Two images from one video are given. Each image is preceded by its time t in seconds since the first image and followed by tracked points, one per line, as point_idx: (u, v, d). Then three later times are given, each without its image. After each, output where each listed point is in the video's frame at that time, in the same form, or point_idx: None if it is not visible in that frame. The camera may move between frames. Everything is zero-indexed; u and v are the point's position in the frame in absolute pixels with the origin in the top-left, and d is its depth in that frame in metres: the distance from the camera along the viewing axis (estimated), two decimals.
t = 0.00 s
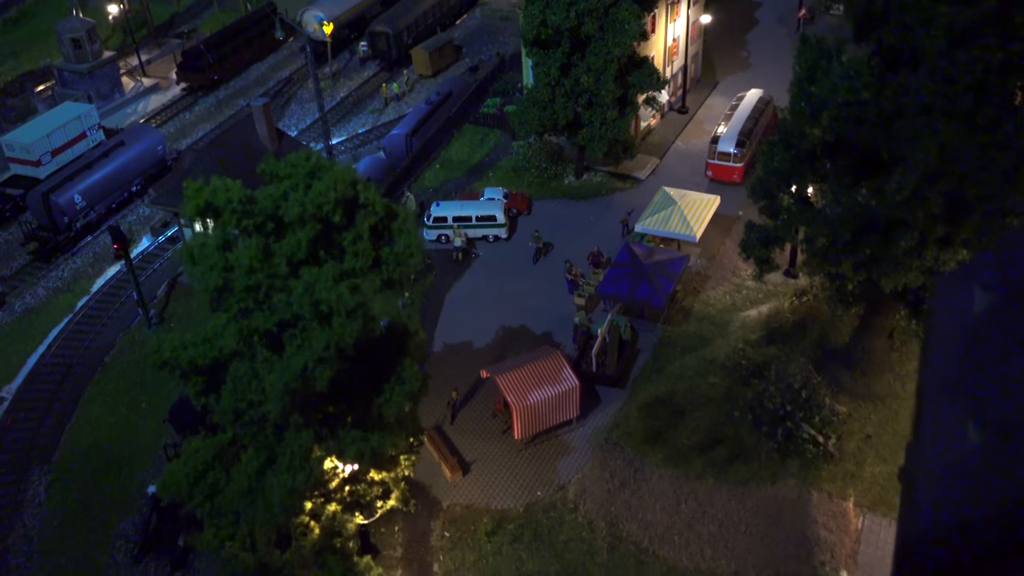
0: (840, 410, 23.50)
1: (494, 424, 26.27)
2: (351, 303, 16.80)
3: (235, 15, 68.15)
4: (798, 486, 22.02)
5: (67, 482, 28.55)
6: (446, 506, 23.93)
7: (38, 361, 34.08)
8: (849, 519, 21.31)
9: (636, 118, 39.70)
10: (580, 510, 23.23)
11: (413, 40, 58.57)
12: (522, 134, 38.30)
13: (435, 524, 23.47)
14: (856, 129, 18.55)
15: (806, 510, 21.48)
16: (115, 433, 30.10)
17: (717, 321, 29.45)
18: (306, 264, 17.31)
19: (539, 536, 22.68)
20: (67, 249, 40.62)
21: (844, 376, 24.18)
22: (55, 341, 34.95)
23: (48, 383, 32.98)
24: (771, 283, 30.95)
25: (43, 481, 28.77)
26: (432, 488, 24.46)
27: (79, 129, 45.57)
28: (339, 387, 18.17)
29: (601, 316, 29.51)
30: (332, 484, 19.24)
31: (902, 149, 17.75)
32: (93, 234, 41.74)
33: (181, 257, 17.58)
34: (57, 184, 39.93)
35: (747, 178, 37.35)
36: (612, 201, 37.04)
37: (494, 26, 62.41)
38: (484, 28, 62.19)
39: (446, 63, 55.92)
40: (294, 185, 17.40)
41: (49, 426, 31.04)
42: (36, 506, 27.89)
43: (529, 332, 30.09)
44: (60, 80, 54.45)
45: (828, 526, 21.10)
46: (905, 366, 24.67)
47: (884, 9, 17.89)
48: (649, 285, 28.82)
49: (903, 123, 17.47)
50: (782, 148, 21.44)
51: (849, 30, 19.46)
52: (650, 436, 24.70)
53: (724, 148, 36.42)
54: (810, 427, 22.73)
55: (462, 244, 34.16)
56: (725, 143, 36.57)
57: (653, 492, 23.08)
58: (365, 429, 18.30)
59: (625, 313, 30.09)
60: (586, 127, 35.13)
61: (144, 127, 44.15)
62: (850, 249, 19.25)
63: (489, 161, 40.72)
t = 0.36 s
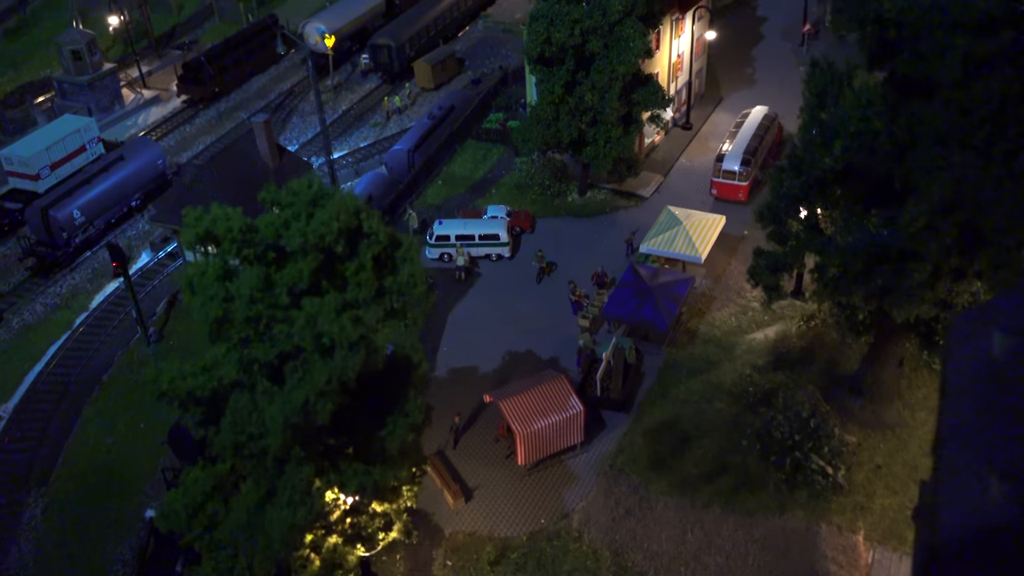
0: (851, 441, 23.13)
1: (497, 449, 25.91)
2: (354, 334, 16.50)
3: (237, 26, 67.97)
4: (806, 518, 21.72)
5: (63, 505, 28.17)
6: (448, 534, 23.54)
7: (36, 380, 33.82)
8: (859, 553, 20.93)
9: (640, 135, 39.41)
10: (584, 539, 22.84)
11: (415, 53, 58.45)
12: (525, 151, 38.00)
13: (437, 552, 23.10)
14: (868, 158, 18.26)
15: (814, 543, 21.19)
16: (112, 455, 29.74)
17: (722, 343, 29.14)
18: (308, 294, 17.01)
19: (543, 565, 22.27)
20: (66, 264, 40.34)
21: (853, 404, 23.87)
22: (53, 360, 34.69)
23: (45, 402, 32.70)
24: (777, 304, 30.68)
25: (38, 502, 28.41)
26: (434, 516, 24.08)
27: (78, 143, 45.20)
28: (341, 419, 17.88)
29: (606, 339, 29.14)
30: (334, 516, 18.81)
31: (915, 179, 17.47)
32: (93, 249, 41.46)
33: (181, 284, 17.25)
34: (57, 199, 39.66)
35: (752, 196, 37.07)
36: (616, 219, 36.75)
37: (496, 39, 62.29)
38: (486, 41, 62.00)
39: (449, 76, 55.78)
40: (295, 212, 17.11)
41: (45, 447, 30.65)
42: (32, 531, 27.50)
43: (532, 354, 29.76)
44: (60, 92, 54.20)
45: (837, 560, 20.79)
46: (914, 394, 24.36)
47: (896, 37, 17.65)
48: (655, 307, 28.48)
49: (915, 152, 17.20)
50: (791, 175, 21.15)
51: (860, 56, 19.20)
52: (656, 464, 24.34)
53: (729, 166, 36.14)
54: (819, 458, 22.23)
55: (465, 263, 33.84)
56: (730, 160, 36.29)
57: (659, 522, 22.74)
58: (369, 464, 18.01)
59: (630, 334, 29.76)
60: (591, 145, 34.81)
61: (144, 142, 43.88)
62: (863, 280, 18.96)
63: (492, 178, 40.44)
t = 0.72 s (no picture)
0: (862, 473, 22.77)
1: (500, 476, 25.50)
2: (355, 371, 16.11)
3: (238, 35, 67.65)
4: (816, 552, 21.37)
5: (59, 530, 27.76)
6: (451, 564, 23.15)
7: (33, 399, 33.44)
8: None
9: (645, 151, 39.01)
10: (590, 570, 22.45)
11: (418, 63, 58.16)
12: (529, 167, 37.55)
13: None
14: (882, 189, 17.86)
15: None
16: (110, 477, 29.34)
17: (729, 366, 28.75)
18: (308, 328, 16.61)
19: None
20: (65, 279, 39.99)
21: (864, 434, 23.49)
22: (51, 378, 34.33)
23: (43, 420, 32.36)
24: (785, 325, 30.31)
25: (35, 526, 28.05)
26: (437, 545, 23.68)
27: (78, 155, 44.70)
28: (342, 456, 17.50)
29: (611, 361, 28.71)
30: (335, 552, 18.33)
31: (930, 213, 17.07)
32: (91, 263, 41.10)
33: (178, 318, 16.84)
34: (56, 214, 39.31)
35: (758, 214, 36.67)
36: (621, 236, 36.34)
37: (500, 49, 62.01)
38: (489, 51, 61.67)
39: (452, 87, 55.50)
40: (295, 245, 16.71)
41: (42, 470, 30.24)
42: (27, 557, 27.08)
43: (536, 376, 29.35)
44: (59, 102, 53.87)
45: None
46: (925, 423, 23.97)
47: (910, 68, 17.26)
48: (661, 329, 28.03)
49: (931, 186, 16.79)
50: (801, 202, 20.75)
51: (873, 84, 18.80)
52: (662, 492, 23.93)
53: (735, 184, 35.73)
54: (830, 492, 22.00)
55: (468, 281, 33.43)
56: (736, 177, 35.88)
57: (666, 553, 22.36)
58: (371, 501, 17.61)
59: (635, 356, 29.30)
60: (595, 162, 34.43)
61: (144, 154, 43.51)
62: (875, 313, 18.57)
63: (496, 194, 40.03)
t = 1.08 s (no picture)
0: (878, 506, 22.22)
1: (506, 504, 24.93)
2: (360, 413, 15.63)
3: (239, 43, 67.14)
4: None
5: (53, 557, 27.18)
6: None
7: (28, 419, 32.88)
8: None
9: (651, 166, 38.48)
10: None
11: (420, 73, 57.71)
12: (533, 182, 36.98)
13: None
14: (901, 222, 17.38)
15: None
16: (106, 502, 28.78)
17: (738, 390, 28.24)
18: (311, 367, 16.09)
19: None
20: (61, 295, 39.44)
21: (879, 466, 23.05)
22: (46, 397, 33.78)
23: (39, 441, 31.84)
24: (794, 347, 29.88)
25: (28, 552, 27.49)
26: None
27: (75, 167, 44.13)
28: (347, 496, 17.04)
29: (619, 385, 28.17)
30: None
31: (952, 248, 16.61)
32: (88, 278, 40.54)
33: (176, 354, 16.31)
34: (52, 229, 38.73)
35: (766, 231, 36.13)
36: (628, 253, 35.82)
37: (502, 58, 61.58)
38: (492, 61, 61.23)
39: (454, 97, 55.05)
40: (298, 280, 16.20)
41: (37, 493, 29.68)
42: None
43: (541, 399, 28.84)
44: (57, 112, 53.28)
45: None
46: (942, 454, 23.57)
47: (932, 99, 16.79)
48: (670, 355, 27.62)
49: (953, 221, 16.36)
50: (816, 230, 20.25)
51: (892, 112, 18.34)
52: (672, 524, 23.32)
53: (742, 201, 35.23)
54: (845, 528, 21.37)
55: (472, 300, 32.89)
56: (743, 195, 35.38)
57: None
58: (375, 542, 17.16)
59: (642, 380, 28.80)
60: (601, 179, 33.93)
61: (143, 167, 42.99)
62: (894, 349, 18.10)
63: (499, 209, 39.49)
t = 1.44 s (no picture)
0: (896, 539, 21.90)
1: (513, 532, 24.37)
2: (365, 450, 15.08)
3: (240, 52, 66.64)
4: None
5: None
6: None
7: (24, 439, 32.35)
8: None
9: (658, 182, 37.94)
10: None
11: (424, 84, 57.26)
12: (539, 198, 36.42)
13: None
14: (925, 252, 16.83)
15: None
16: (103, 525, 28.25)
17: (749, 413, 27.68)
18: (315, 401, 15.52)
19: None
20: (59, 310, 38.92)
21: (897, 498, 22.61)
22: (43, 417, 33.27)
23: (35, 461, 31.31)
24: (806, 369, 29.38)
25: None
26: None
27: (75, 179, 43.60)
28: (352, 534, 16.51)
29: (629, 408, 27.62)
30: None
31: (979, 280, 16.08)
32: (87, 293, 40.01)
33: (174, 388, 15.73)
34: (51, 243, 38.23)
35: (775, 248, 35.58)
36: (635, 270, 35.29)
37: (507, 69, 61.16)
38: (496, 72, 60.81)
39: (458, 109, 54.62)
40: (301, 311, 15.64)
41: (33, 515, 29.15)
42: None
43: (548, 422, 28.32)
44: (57, 122, 52.80)
45: None
46: (960, 484, 22.90)
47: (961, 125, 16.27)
48: (679, 378, 26.95)
49: (981, 252, 15.83)
50: (834, 257, 19.70)
51: (916, 139, 17.84)
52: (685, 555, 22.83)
53: (752, 218, 34.69)
54: (864, 563, 21.22)
55: (477, 319, 32.36)
56: (752, 212, 34.84)
57: None
58: None
59: (650, 403, 28.15)
60: (609, 196, 33.43)
61: (143, 180, 42.48)
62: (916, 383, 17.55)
63: (504, 225, 38.99)
